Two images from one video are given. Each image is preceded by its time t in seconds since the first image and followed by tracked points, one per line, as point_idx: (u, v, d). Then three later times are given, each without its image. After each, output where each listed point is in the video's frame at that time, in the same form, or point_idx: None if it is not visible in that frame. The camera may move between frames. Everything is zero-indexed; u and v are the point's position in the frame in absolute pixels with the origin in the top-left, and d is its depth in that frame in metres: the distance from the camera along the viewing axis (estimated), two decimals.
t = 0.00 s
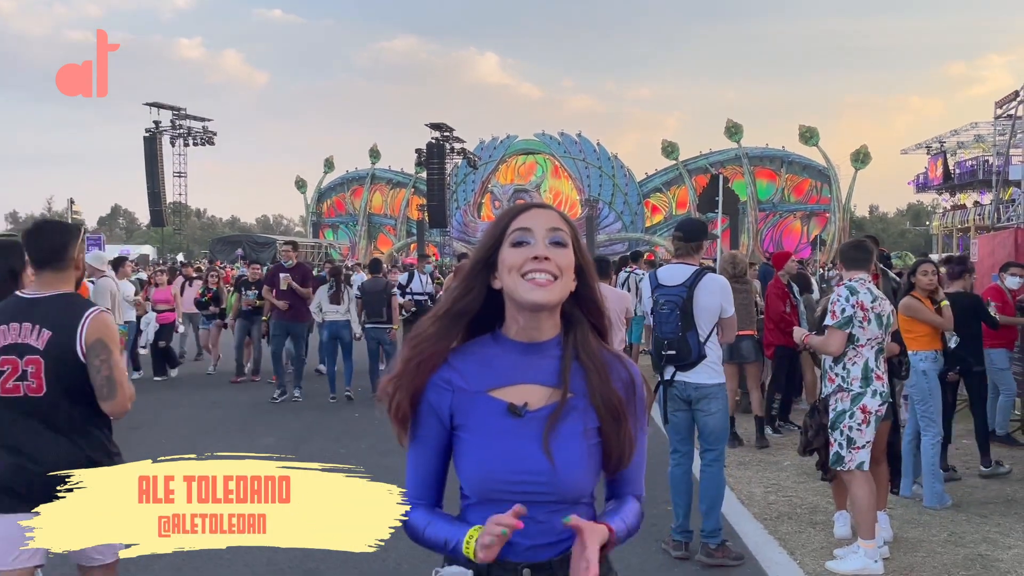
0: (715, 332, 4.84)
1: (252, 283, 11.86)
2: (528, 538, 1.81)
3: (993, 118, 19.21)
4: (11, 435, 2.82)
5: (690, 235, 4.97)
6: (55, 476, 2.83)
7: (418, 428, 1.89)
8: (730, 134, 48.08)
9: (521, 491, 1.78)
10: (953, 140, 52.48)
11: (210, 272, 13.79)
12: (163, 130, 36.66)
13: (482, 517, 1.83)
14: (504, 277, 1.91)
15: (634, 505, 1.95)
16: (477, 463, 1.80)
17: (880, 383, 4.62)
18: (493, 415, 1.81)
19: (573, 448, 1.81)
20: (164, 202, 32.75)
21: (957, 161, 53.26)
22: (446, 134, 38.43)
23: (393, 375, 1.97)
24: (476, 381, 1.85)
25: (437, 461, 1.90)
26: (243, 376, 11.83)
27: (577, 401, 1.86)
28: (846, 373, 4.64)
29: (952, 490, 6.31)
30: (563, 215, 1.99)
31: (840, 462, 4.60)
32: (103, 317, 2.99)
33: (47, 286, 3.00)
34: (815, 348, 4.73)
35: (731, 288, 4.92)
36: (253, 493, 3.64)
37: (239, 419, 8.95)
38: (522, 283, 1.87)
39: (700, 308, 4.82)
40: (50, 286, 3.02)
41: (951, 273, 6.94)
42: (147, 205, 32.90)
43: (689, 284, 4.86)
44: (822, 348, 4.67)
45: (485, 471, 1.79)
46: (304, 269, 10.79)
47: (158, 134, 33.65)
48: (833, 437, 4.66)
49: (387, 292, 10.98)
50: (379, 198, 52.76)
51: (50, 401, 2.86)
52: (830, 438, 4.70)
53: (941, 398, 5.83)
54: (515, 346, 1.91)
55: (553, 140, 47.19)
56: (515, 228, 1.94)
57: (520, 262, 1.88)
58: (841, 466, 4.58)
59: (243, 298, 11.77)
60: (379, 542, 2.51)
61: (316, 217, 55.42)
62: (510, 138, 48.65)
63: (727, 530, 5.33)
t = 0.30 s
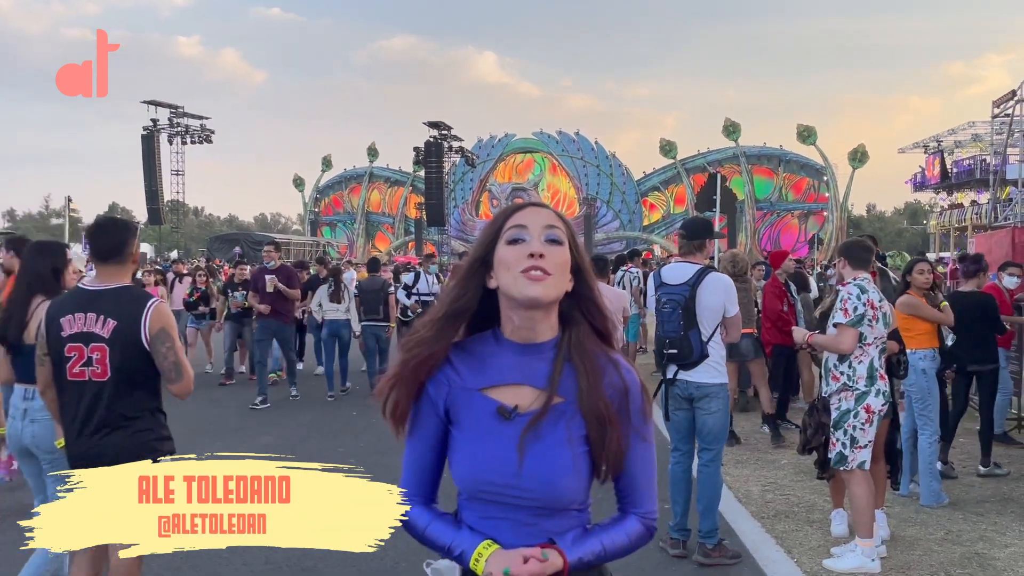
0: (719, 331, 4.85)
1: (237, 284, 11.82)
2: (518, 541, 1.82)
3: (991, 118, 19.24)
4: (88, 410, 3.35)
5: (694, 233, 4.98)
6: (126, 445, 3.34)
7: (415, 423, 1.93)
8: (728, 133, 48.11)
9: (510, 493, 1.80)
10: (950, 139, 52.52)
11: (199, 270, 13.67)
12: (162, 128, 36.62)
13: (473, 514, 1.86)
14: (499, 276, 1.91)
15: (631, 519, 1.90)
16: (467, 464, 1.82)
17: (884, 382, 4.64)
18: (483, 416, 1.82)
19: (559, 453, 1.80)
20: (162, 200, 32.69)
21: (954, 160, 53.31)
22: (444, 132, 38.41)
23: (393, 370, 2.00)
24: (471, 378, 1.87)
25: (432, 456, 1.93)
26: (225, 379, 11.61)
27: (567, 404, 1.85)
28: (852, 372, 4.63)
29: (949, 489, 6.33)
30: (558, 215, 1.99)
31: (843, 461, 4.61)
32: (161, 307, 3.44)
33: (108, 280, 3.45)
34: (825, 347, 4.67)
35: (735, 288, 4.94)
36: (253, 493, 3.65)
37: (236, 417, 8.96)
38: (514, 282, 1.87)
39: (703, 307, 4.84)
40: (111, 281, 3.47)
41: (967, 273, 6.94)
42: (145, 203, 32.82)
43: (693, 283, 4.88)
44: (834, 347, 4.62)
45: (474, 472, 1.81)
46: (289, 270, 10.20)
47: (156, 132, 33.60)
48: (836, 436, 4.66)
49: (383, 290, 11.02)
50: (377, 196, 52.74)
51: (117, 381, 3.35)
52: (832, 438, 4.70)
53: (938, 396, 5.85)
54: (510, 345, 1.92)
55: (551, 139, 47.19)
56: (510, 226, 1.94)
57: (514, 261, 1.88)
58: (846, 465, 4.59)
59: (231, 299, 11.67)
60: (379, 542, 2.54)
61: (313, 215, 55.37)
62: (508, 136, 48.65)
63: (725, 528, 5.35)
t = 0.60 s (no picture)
0: (721, 331, 4.85)
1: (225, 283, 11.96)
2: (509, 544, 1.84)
3: (987, 117, 19.27)
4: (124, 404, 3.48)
5: (695, 234, 4.98)
6: (159, 438, 3.47)
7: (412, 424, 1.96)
8: (726, 132, 48.16)
9: (500, 495, 1.81)
10: (947, 138, 52.60)
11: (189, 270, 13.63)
12: (159, 126, 36.55)
13: (467, 514, 1.88)
14: (493, 282, 1.92)
15: (623, 528, 1.88)
16: (461, 465, 1.85)
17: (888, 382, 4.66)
18: (476, 418, 1.85)
19: (548, 459, 1.80)
20: (159, 199, 32.59)
21: (951, 159, 53.40)
22: (442, 131, 38.39)
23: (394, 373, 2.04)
24: (467, 379, 1.91)
25: (429, 457, 1.96)
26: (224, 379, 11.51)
27: (557, 408, 1.85)
28: (862, 371, 4.60)
29: (946, 488, 6.36)
30: (553, 218, 1.99)
31: (852, 461, 4.58)
32: (189, 307, 3.58)
33: (140, 282, 3.57)
34: (840, 346, 4.58)
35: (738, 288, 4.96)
36: (253, 493, 3.77)
37: (234, 417, 8.96)
38: (507, 288, 1.88)
39: (704, 306, 4.84)
40: (142, 283, 3.58)
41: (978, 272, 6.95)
42: (142, 201, 32.72)
43: (694, 282, 4.89)
44: (852, 346, 4.54)
45: (467, 473, 1.84)
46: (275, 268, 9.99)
47: (153, 131, 33.53)
48: (843, 437, 4.61)
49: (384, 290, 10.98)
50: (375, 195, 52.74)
51: (150, 377, 3.48)
52: (838, 439, 4.64)
53: (935, 395, 5.87)
54: (504, 348, 1.93)
55: (549, 138, 47.20)
56: (504, 231, 1.95)
57: (507, 267, 1.90)
58: (856, 465, 4.56)
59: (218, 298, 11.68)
60: (379, 542, 2.56)
61: (311, 214, 55.28)
62: (506, 135, 48.66)
63: (723, 528, 5.37)
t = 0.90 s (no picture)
0: (725, 331, 4.86)
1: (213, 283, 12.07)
2: (516, 539, 1.84)
3: (985, 117, 19.25)
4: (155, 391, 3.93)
5: (707, 234, 4.93)
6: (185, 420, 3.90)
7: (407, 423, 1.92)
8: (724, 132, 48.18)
9: (508, 488, 1.81)
10: (945, 138, 52.65)
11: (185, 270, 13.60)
12: (158, 125, 36.50)
13: (468, 513, 1.86)
14: (494, 282, 1.93)
15: (623, 515, 1.95)
16: (465, 461, 1.82)
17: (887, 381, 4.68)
18: (481, 412, 1.84)
19: (557, 451, 1.83)
20: (156, 198, 32.49)
21: (949, 159, 53.46)
22: (441, 130, 38.37)
23: (386, 371, 2.01)
24: (467, 376, 1.89)
25: (423, 454, 1.95)
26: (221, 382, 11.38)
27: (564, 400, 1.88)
28: (864, 370, 4.59)
29: (943, 487, 6.37)
30: (552, 218, 2.01)
31: (853, 460, 4.58)
32: (208, 298, 4.01)
33: (165, 278, 4.03)
34: (840, 344, 4.58)
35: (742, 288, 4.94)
36: (253, 494, 3.52)
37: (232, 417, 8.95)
38: (510, 289, 1.89)
39: (708, 306, 4.84)
40: (168, 281, 4.05)
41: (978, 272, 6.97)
42: (139, 200, 32.60)
43: (698, 282, 4.88)
44: (851, 344, 4.54)
45: (472, 469, 1.82)
46: (262, 274, 9.98)
47: (151, 130, 33.45)
48: (846, 435, 4.60)
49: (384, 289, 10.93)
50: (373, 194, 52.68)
51: (177, 365, 3.92)
52: (840, 437, 4.63)
53: (932, 395, 5.90)
54: (504, 344, 1.94)
55: (548, 137, 47.18)
56: (505, 232, 1.95)
57: (510, 268, 1.91)
58: (858, 463, 4.57)
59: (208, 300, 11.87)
60: (379, 542, 2.58)
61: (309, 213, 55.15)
62: (505, 135, 48.63)
63: (721, 527, 5.38)
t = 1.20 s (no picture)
0: (731, 334, 4.89)
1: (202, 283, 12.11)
2: (525, 537, 1.83)
3: (983, 117, 19.28)
4: (182, 382, 4.12)
5: (720, 235, 4.95)
6: (207, 410, 4.06)
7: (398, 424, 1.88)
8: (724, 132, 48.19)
9: (515, 484, 1.81)
10: (944, 139, 52.69)
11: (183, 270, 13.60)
12: (157, 126, 36.53)
13: (474, 515, 1.84)
14: (495, 281, 1.94)
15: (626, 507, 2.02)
16: (470, 459, 1.81)
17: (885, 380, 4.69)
18: (486, 409, 1.84)
19: (562, 446, 1.85)
20: (156, 197, 32.49)
21: (948, 159, 53.50)
22: (440, 130, 38.42)
23: (384, 368, 2.01)
24: (465, 377, 1.88)
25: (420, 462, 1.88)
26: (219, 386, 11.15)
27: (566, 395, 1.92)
28: (863, 370, 4.59)
29: (942, 487, 6.38)
30: (553, 220, 2.02)
31: (853, 459, 4.59)
32: (232, 297, 4.18)
33: (193, 276, 4.19)
34: (837, 344, 4.59)
35: (749, 290, 5.00)
36: (252, 493, 3.50)
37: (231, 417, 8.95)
38: (512, 291, 1.91)
39: (718, 306, 4.86)
40: (196, 279, 4.22)
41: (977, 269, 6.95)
42: (138, 199, 32.58)
43: (709, 282, 4.88)
44: (846, 344, 4.56)
45: (477, 467, 1.80)
46: (248, 268, 10.00)
47: (151, 130, 33.46)
48: (846, 435, 4.60)
49: (380, 288, 11.15)
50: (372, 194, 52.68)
51: (202, 359, 4.11)
52: (839, 437, 4.63)
53: (931, 394, 5.90)
54: (499, 345, 1.95)
55: (547, 137, 47.22)
56: (508, 233, 1.96)
57: (513, 268, 1.92)
58: (857, 462, 4.58)
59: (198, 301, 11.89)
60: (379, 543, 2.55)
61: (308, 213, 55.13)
62: (505, 135, 48.67)
63: (720, 527, 5.39)
